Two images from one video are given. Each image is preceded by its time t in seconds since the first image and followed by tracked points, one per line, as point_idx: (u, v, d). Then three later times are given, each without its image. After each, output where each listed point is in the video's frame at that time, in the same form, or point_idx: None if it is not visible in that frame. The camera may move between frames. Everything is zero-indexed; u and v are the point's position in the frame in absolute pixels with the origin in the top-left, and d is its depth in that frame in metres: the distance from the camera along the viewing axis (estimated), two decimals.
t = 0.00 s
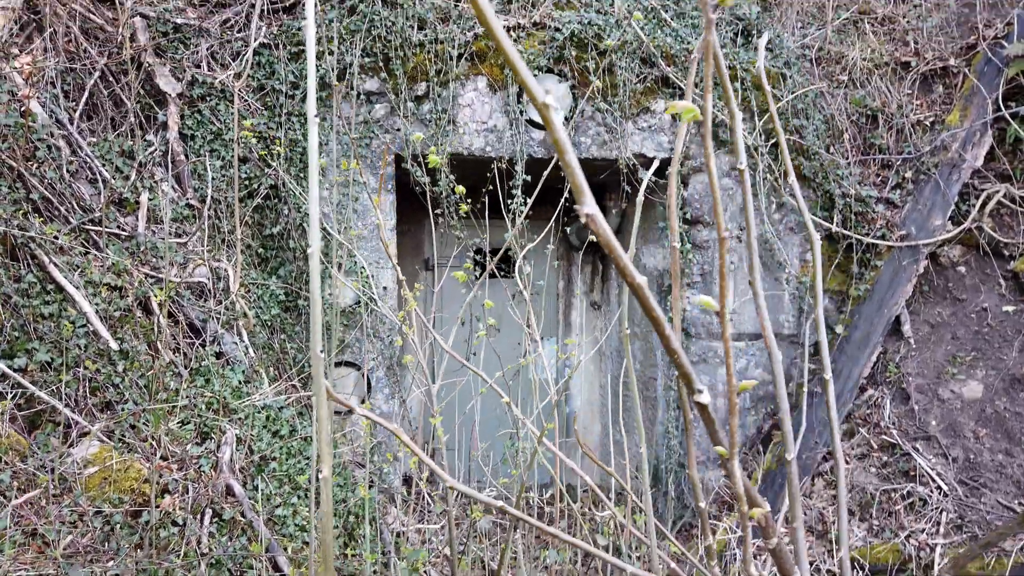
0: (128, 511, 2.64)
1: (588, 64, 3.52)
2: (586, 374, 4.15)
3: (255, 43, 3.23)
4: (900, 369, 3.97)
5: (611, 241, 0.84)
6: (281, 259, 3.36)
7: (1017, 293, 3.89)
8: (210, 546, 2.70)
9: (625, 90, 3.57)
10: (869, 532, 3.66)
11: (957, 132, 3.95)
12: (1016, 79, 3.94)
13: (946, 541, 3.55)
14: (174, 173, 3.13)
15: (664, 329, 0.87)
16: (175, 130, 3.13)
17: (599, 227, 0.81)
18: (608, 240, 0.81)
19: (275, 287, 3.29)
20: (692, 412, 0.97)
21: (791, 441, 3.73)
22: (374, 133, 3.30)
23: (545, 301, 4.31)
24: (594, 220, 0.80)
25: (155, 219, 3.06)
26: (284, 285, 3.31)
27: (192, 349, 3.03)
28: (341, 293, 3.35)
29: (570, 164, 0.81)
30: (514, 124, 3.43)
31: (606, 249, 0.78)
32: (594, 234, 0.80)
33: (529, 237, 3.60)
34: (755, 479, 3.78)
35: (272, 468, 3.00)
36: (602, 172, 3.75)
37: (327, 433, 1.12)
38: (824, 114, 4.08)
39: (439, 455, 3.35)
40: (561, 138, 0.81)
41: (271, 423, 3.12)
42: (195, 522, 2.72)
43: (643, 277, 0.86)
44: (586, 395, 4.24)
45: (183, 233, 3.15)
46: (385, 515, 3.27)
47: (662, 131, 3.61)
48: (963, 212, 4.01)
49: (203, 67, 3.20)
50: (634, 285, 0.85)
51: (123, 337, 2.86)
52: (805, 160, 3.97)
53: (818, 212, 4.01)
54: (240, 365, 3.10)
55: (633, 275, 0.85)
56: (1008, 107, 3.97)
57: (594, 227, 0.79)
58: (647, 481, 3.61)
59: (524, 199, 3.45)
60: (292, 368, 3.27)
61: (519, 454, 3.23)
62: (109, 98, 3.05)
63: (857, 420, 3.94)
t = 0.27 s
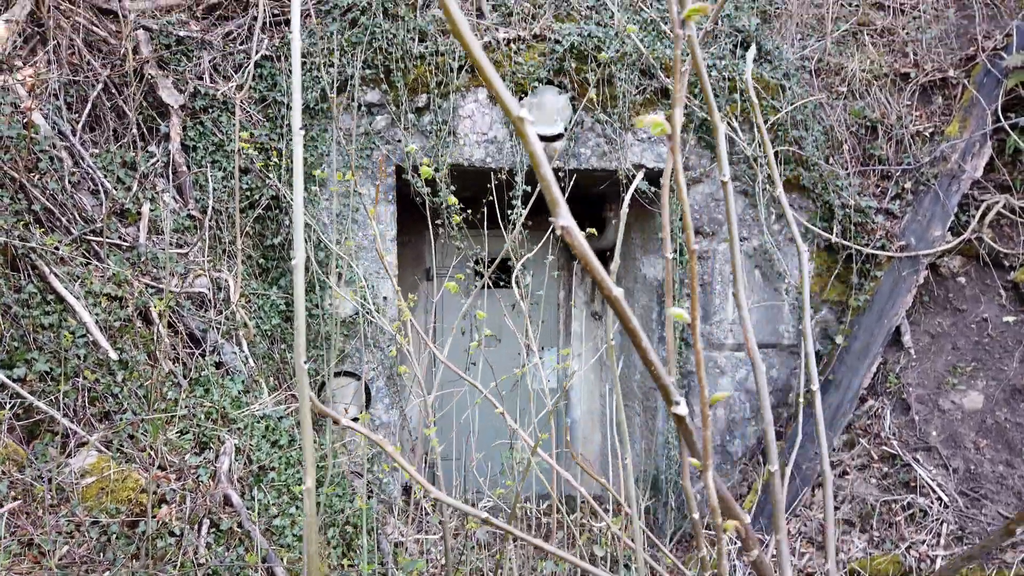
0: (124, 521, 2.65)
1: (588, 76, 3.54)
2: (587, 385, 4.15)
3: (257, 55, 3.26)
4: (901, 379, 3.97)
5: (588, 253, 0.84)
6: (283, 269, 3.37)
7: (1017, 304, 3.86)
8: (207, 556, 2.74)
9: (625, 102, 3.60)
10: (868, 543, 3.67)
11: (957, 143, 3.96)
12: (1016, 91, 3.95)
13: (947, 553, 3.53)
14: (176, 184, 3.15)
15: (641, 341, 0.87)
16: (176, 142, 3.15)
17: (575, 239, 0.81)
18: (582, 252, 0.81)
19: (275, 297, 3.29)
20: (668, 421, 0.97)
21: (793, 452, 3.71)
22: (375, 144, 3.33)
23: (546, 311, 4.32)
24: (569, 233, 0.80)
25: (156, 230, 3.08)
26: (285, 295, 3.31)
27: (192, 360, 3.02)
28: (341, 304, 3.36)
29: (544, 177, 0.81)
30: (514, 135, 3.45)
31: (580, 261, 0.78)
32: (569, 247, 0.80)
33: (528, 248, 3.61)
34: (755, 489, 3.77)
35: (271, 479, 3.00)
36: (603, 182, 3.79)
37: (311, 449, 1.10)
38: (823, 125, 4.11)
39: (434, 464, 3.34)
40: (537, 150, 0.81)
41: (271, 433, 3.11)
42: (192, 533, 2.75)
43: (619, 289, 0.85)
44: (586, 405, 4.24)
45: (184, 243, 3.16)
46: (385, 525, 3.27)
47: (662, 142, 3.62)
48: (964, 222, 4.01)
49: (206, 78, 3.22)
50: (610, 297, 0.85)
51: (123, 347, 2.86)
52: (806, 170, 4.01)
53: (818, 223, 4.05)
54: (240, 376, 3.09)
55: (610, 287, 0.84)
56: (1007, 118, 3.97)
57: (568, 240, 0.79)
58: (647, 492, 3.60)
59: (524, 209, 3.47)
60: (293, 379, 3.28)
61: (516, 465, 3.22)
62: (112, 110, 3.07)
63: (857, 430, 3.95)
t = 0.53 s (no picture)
0: (117, 529, 2.62)
1: (584, 85, 3.55)
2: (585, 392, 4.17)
3: (255, 64, 3.33)
4: (897, 388, 3.97)
5: (563, 262, 0.83)
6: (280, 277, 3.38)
7: (1014, 311, 3.80)
8: (200, 566, 2.75)
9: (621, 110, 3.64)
10: (865, 552, 3.69)
11: (952, 151, 3.97)
12: (1011, 100, 3.91)
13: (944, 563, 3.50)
14: (173, 193, 3.17)
15: (615, 350, 0.87)
16: (175, 150, 3.17)
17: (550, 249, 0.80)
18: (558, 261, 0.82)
19: (273, 305, 3.31)
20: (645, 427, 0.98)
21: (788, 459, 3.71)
22: (373, 152, 3.35)
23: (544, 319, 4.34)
24: (545, 242, 0.80)
25: (153, 238, 3.09)
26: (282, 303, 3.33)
27: (188, 368, 3.03)
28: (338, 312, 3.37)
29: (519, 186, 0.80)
30: (511, 144, 3.45)
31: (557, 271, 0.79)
32: (545, 257, 0.80)
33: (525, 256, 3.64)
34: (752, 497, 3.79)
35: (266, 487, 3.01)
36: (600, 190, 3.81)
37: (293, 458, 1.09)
38: (819, 133, 4.13)
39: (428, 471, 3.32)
40: (511, 159, 0.80)
41: (266, 440, 3.13)
42: (186, 542, 2.75)
43: (594, 298, 0.85)
44: (584, 413, 4.25)
45: (182, 251, 3.16)
46: (382, 533, 3.29)
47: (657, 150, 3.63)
48: (959, 230, 3.97)
49: (203, 87, 3.26)
50: (586, 305, 0.85)
51: (118, 355, 2.86)
52: (801, 179, 4.05)
53: (814, 232, 4.08)
54: (236, 384, 3.11)
55: (585, 296, 0.84)
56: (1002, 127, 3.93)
57: (544, 249, 0.80)
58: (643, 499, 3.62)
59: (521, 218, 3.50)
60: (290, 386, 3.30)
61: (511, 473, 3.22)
62: (110, 119, 3.08)
63: (853, 438, 3.97)
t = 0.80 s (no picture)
0: (107, 538, 2.63)
1: (581, 93, 3.56)
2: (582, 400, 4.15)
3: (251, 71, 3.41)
4: (895, 396, 3.95)
5: (535, 268, 0.83)
6: (275, 284, 3.38)
7: (1011, 319, 3.77)
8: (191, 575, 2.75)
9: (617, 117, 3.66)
10: (862, 561, 3.68)
11: (949, 159, 3.97)
12: (1008, 107, 3.89)
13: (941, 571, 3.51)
14: (168, 200, 3.17)
15: (588, 356, 0.87)
16: (170, 157, 3.17)
17: (522, 254, 0.80)
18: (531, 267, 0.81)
19: (267, 313, 3.29)
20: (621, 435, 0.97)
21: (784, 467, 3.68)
22: (368, 160, 3.35)
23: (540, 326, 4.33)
24: (517, 248, 0.79)
25: (147, 245, 3.09)
26: (277, 310, 3.32)
27: (181, 376, 3.02)
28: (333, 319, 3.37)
29: (491, 191, 0.79)
30: (507, 151, 3.47)
31: (529, 276, 0.78)
32: (517, 263, 0.79)
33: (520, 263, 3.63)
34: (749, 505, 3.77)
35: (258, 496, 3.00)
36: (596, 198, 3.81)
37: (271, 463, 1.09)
38: (816, 141, 4.14)
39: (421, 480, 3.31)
40: (483, 165, 0.80)
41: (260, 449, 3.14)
42: (177, 552, 2.75)
43: (568, 304, 0.85)
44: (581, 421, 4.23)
45: (176, 258, 3.17)
46: (377, 541, 3.28)
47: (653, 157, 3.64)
48: (955, 237, 3.95)
49: (200, 95, 3.30)
50: (559, 311, 0.84)
51: (111, 362, 2.86)
52: (797, 186, 4.05)
53: (811, 239, 4.09)
54: (229, 392, 3.11)
55: (557, 302, 0.84)
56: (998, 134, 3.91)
57: (516, 255, 0.79)
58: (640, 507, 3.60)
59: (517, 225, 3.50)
60: (283, 394, 3.28)
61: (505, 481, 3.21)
62: (105, 126, 3.09)
63: (851, 446, 3.94)
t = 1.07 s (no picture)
0: (99, 546, 2.65)
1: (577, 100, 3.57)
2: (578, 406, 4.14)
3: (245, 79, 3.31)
4: (892, 403, 3.95)
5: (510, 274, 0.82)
6: (272, 290, 3.38)
7: (1008, 326, 3.76)
8: None
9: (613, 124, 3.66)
10: (858, 569, 3.67)
11: (945, 166, 3.97)
12: (1003, 114, 3.92)
13: None
14: (164, 207, 3.18)
15: (564, 362, 0.87)
16: (167, 164, 3.19)
17: (497, 260, 0.79)
18: (507, 272, 0.80)
19: (264, 319, 3.30)
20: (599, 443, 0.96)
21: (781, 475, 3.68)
22: (365, 166, 3.36)
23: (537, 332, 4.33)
24: (492, 253, 0.79)
25: (142, 251, 3.09)
26: (273, 317, 3.32)
27: (176, 383, 3.02)
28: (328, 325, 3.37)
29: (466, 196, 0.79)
30: (504, 158, 3.48)
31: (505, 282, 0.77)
32: (493, 268, 0.79)
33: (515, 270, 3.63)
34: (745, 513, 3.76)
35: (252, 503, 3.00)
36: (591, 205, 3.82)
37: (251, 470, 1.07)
38: (812, 148, 4.16)
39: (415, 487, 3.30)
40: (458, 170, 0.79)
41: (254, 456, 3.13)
42: (169, 559, 2.75)
43: (544, 309, 0.84)
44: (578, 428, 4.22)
45: (172, 265, 3.17)
46: (372, 548, 3.28)
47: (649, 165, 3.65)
48: (952, 245, 3.96)
49: (196, 102, 3.28)
50: (535, 317, 0.84)
51: (105, 369, 2.86)
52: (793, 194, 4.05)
53: (808, 245, 4.09)
54: (225, 399, 3.10)
55: (533, 307, 0.83)
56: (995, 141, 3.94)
57: (491, 260, 0.78)
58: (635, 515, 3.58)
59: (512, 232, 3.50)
60: (280, 400, 3.29)
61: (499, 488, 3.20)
62: (101, 133, 3.10)
63: (847, 453, 3.95)
